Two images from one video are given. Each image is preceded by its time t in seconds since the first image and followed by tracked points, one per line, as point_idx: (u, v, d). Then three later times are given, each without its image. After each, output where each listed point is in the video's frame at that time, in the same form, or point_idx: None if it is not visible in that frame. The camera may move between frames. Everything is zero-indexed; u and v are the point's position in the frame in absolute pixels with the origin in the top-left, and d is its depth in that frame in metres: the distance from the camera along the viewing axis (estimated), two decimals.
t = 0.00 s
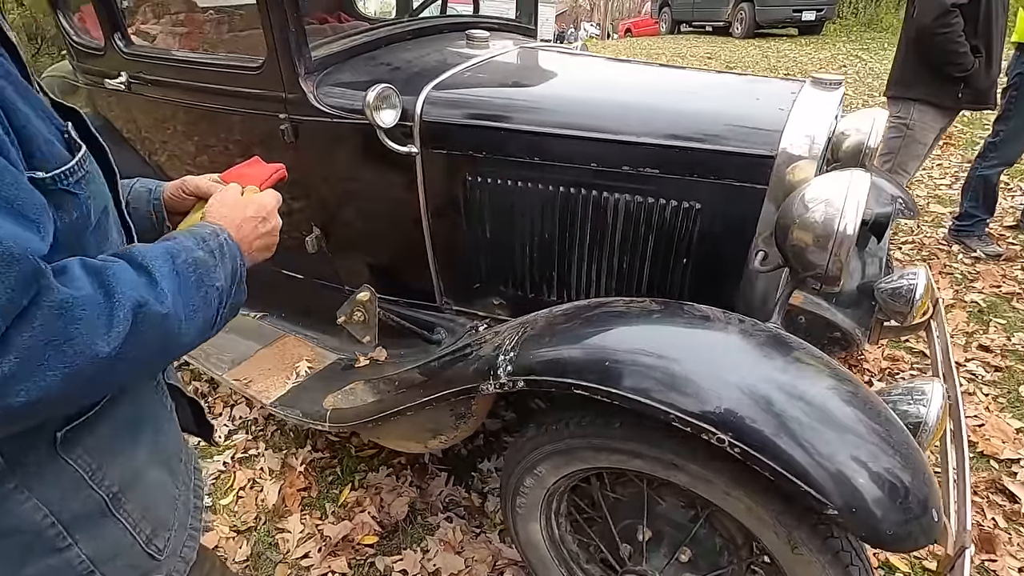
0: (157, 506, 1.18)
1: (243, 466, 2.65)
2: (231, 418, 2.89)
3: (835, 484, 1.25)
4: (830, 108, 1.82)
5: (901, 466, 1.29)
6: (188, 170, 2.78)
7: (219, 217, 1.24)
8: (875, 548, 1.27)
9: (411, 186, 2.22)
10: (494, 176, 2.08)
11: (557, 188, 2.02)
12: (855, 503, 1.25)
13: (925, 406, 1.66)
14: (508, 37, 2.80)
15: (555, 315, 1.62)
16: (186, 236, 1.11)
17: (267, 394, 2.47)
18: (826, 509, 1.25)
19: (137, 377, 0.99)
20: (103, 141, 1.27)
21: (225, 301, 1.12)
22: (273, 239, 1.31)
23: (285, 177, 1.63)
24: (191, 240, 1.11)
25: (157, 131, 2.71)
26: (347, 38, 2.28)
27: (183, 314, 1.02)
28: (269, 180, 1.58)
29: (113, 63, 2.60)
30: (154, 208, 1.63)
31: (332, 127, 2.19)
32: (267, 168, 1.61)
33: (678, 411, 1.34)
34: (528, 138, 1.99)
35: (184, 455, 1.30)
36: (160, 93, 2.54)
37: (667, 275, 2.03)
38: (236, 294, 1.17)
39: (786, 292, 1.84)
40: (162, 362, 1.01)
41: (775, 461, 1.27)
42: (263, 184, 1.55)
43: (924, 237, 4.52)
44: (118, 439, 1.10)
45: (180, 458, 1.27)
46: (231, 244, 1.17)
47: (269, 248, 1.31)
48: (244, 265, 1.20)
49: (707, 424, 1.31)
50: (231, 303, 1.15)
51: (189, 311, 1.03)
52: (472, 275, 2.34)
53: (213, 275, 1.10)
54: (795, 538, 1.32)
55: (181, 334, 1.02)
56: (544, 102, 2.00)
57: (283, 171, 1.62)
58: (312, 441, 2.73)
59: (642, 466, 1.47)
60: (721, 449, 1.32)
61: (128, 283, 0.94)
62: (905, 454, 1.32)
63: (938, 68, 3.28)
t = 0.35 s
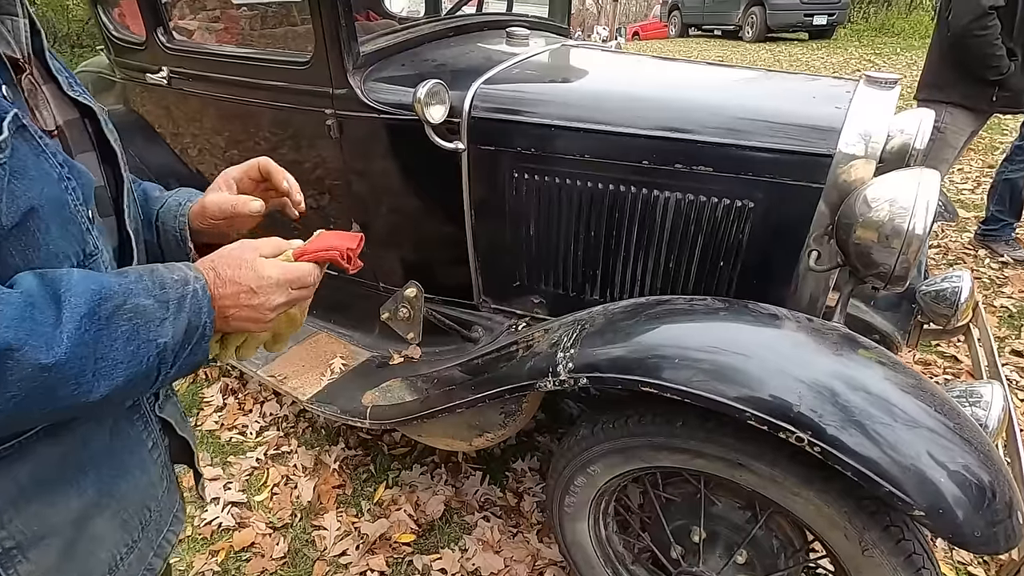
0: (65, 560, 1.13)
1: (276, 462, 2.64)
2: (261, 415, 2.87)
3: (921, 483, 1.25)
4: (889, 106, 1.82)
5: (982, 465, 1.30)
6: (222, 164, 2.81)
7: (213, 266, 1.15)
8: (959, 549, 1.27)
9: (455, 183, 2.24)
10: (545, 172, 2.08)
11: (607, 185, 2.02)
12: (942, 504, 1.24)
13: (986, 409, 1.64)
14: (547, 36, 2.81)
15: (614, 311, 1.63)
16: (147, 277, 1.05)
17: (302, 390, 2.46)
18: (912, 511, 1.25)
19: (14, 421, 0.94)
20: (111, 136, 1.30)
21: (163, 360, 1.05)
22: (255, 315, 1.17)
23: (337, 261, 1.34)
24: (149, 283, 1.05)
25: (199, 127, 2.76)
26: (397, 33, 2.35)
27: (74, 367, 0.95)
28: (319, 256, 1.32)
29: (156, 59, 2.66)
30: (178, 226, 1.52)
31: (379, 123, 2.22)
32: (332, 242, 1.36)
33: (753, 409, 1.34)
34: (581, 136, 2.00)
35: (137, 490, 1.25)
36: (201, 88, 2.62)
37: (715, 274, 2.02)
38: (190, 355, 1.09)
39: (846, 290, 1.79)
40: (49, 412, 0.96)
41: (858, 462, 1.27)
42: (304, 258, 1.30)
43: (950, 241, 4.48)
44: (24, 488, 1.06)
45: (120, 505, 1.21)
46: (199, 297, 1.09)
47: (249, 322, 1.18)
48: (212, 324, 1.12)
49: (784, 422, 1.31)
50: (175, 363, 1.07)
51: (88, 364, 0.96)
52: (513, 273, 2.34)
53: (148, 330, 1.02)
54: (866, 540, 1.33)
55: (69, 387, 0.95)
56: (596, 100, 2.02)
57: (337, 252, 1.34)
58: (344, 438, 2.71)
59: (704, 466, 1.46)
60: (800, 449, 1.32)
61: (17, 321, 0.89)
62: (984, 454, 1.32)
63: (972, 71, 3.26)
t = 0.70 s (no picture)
0: None
1: (294, 461, 2.65)
2: (279, 413, 2.88)
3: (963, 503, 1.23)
4: (923, 119, 1.81)
5: None
6: (246, 163, 2.84)
7: (187, 293, 1.12)
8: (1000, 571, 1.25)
9: (481, 188, 2.25)
10: (574, 179, 2.09)
11: (635, 193, 2.02)
12: (985, 525, 1.22)
13: (1019, 427, 1.62)
14: (573, 42, 2.82)
15: (643, 320, 1.63)
16: (106, 302, 1.00)
17: (322, 390, 2.46)
18: (952, 530, 1.23)
19: None
20: (66, 150, 1.17)
21: (135, 390, 1.01)
22: (223, 345, 1.15)
23: (323, 300, 1.31)
24: (109, 308, 1.00)
25: (226, 125, 2.79)
26: (426, 37, 2.37)
27: (38, 413, 0.89)
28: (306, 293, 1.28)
29: (187, 58, 2.71)
30: (132, 253, 1.39)
31: (408, 127, 2.24)
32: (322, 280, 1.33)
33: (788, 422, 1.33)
34: (610, 143, 2.01)
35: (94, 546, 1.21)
36: (230, 88, 2.65)
37: (742, 283, 2.01)
38: (165, 380, 1.05)
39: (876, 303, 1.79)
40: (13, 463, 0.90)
41: (898, 479, 1.25)
42: (291, 293, 1.24)
43: (971, 255, 4.43)
44: None
45: (75, 558, 1.18)
46: (167, 317, 1.05)
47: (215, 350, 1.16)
48: (184, 344, 1.08)
49: (821, 437, 1.30)
50: (148, 392, 1.03)
51: (52, 408, 0.90)
52: (536, 278, 2.34)
53: (115, 360, 0.98)
54: (899, 558, 1.32)
55: (33, 435, 0.89)
56: (626, 107, 2.03)
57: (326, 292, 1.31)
58: (362, 439, 2.71)
59: (734, 478, 1.45)
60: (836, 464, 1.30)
61: None
62: None
63: (1000, 84, 3.23)
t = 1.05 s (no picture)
0: None
1: (315, 463, 2.67)
2: (302, 414, 2.91)
3: (1009, 541, 1.20)
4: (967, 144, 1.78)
5: None
6: (280, 167, 2.89)
7: (153, 334, 1.10)
8: None
9: (513, 200, 2.27)
10: (606, 194, 2.10)
11: (667, 210, 2.02)
12: None
13: None
14: (607, 56, 2.83)
15: (675, 338, 1.63)
16: (58, 354, 0.96)
17: (346, 394, 2.47)
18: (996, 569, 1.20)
19: None
20: None
21: (94, 445, 0.98)
22: (190, 381, 1.16)
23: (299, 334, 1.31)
24: (62, 358, 0.95)
25: (262, 130, 2.85)
26: (463, 49, 2.40)
27: None
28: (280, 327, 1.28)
29: (227, 64, 2.81)
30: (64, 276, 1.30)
31: (442, 137, 2.26)
32: (301, 314, 1.32)
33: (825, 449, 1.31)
34: (646, 160, 2.01)
35: None
36: (269, 94, 2.71)
37: (774, 304, 1.99)
38: (129, 428, 1.04)
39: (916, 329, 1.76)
40: None
41: (939, 513, 1.22)
42: (264, 328, 1.25)
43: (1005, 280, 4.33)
44: None
45: None
46: (126, 362, 1.02)
47: (180, 385, 1.16)
48: (148, 389, 1.06)
49: (861, 467, 1.28)
50: (110, 442, 1.01)
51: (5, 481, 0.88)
52: (564, 290, 2.35)
53: (73, 418, 0.95)
54: None
55: None
56: (662, 124, 2.03)
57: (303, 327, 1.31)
58: (382, 444, 2.73)
59: (765, 503, 1.43)
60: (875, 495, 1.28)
61: None
62: None
63: None
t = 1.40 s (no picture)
0: None
1: (340, 465, 2.70)
2: (329, 416, 2.94)
3: None
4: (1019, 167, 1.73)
5: None
6: (316, 172, 2.96)
7: (175, 313, 1.10)
8: None
9: (546, 211, 2.28)
10: (640, 208, 2.10)
11: (702, 225, 2.02)
12: None
13: None
14: (643, 70, 2.84)
15: (710, 355, 1.62)
16: (97, 329, 0.97)
17: (374, 398, 2.48)
18: None
19: None
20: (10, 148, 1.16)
21: (139, 415, 1.00)
22: (208, 357, 1.18)
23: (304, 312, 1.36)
24: (102, 336, 0.96)
25: (301, 136, 2.92)
26: (502, 61, 2.43)
27: (52, 456, 0.87)
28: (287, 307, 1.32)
29: (271, 71, 2.89)
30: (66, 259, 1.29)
31: (478, 147, 2.29)
32: (305, 293, 1.36)
33: (866, 474, 1.29)
34: (682, 175, 2.00)
35: (83, 560, 1.25)
36: (310, 102, 2.78)
37: (808, 323, 1.96)
38: (163, 401, 1.04)
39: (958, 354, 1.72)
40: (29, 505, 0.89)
41: (986, 545, 1.19)
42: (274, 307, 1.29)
43: None
44: None
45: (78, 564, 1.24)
46: (161, 338, 1.03)
47: (198, 361, 1.18)
48: (179, 363, 1.06)
49: (905, 495, 1.25)
50: (148, 415, 1.02)
51: (64, 449, 0.89)
52: (594, 302, 2.35)
53: (118, 389, 0.95)
54: None
55: (47, 478, 0.88)
56: (699, 139, 2.03)
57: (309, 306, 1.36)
58: (406, 449, 2.75)
59: (799, 527, 1.41)
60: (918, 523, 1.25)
61: None
62: None
63: None
